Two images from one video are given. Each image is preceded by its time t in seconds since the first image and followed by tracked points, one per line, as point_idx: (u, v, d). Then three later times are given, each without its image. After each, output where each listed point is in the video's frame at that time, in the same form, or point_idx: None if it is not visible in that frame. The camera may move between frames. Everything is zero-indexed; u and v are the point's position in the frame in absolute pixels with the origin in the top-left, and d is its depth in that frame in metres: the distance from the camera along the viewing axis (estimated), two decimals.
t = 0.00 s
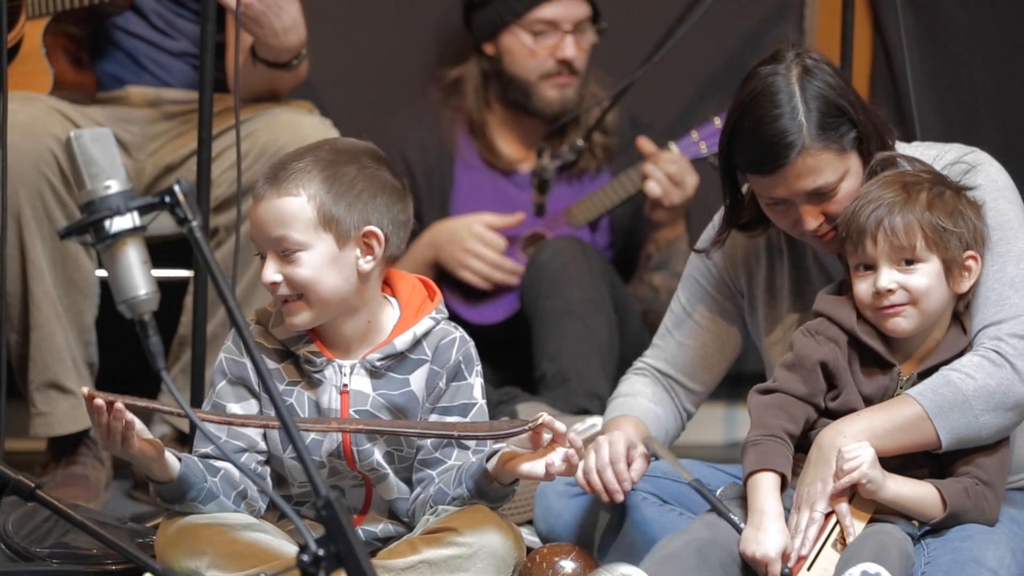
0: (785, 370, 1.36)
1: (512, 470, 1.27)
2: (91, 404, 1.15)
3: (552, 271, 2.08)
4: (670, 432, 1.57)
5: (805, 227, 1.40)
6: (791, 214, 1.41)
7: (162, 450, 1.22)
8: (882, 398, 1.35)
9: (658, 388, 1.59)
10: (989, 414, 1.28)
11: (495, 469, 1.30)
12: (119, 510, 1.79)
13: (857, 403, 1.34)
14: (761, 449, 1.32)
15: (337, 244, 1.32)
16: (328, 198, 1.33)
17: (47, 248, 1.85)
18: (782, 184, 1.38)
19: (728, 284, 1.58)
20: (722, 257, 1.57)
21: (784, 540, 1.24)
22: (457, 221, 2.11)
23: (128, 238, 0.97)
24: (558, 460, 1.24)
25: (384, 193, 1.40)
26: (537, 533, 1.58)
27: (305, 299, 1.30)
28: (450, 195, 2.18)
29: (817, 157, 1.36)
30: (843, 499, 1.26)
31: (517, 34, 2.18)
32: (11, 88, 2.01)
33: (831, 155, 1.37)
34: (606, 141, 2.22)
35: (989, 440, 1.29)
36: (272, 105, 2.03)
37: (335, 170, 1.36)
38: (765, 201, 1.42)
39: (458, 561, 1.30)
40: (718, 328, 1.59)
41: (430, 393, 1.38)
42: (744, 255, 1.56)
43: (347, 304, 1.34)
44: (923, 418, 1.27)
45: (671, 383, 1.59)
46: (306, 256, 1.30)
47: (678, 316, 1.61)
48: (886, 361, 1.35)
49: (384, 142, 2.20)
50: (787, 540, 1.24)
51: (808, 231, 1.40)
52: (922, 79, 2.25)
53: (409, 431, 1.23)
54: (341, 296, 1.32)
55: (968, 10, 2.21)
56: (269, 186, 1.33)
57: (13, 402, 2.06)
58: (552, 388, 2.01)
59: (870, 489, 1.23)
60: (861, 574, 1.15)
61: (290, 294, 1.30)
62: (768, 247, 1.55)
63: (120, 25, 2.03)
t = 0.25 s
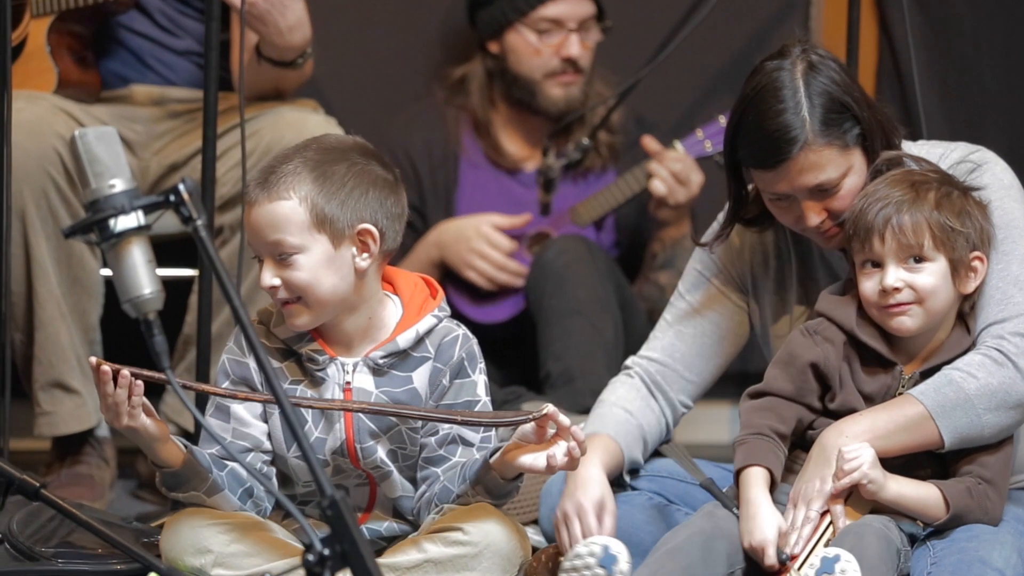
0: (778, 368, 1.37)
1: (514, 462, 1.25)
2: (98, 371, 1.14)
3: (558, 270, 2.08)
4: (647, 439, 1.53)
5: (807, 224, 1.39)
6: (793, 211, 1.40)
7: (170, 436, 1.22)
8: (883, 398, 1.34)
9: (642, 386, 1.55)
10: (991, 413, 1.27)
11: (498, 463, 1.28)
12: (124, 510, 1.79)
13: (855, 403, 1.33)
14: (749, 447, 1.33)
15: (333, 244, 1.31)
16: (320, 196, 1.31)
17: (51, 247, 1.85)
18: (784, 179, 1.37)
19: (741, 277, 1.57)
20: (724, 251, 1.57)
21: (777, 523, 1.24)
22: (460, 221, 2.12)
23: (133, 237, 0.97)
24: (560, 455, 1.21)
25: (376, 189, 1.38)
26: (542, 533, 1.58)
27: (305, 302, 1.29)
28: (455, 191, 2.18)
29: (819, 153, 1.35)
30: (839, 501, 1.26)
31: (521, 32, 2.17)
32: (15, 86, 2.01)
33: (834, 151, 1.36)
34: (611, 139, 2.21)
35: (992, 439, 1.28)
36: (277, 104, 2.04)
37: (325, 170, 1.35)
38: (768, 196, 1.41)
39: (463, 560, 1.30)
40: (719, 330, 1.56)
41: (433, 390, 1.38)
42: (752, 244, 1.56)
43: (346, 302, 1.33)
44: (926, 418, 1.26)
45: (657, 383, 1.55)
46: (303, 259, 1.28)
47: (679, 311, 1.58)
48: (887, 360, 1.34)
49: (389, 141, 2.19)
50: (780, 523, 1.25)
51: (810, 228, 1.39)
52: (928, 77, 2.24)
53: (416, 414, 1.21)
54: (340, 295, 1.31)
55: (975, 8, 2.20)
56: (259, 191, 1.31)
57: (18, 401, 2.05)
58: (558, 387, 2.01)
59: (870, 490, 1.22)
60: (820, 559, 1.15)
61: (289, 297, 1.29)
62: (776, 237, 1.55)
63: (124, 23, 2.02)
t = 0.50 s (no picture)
0: (781, 369, 1.37)
1: (521, 467, 1.25)
2: (102, 388, 1.14)
3: (560, 269, 2.09)
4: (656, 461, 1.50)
5: (810, 225, 1.39)
6: (796, 213, 1.40)
7: (177, 443, 1.22)
8: (892, 398, 1.34)
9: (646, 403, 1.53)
10: (999, 412, 1.27)
11: (504, 465, 1.27)
12: (129, 509, 1.79)
13: (862, 405, 1.33)
14: (760, 444, 1.33)
15: (328, 254, 1.30)
16: (314, 203, 1.30)
17: (56, 247, 1.85)
18: (785, 181, 1.37)
19: (739, 282, 1.55)
20: (726, 258, 1.55)
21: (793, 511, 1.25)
22: (464, 220, 2.12)
23: (137, 236, 0.97)
24: (564, 462, 1.21)
25: (371, 194, 1.37)
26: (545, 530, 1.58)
27: (301, 312, 1.30)
28: (460, 189, 2.18)
29: (822, 153, 1.35)
30: (843, 497, 1.25)
31: (526, 31, 2.18)
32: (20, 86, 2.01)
33: (836, 151, 1.36)
34: (615, 138, 2.21)
35: (1000, 438, 1.28)
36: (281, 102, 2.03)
37: (319, 177, 1.34)
38: (769, 199, 1.41)
39: (469, 559, 1.30)
40: (721, 339, 1.54)
41: (434, 390, 1.38)
42: (757, 244, 1.55)
43: (343, 308, 1.33)
44: (933, 418, 1.26)
45: (660, 397, 1.53)
46: (298, 269, 1.28)
47: (680, 318, 1.55)
48: (895, 360, 1.34)
49: (393, 139, 2.19)
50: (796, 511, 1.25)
51: (813, 229, 1.39)
52: (933, 74, 2.23)
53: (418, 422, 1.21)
54: (335, 305, 1.31)
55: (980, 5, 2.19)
56: (253, 200, 1.30)
57: (23, 400, 2.06)
58: (562, 386, 2.01)
59: (877, 482, 1.22)
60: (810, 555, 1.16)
61: (285, 306, 1.29)
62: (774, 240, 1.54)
63: (128, 23, 2.03)
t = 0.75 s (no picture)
0: (784, 369, 1.37)
1: (527, 465, 1.25)
2: (109, 381, 1.14)
3: (565, 268, 2.07)
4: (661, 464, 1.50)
5: (812, 224, 1.38)
6: (796, 212, 1.39)
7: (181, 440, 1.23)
8: (896, 400, 1.33)
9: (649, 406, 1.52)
10: (1006, 413, 1.26)
11: (509, 464, 1.27)
12: (133, 508, 1.78)
13: (867, 407, 1.33)
14: (765, 449, 1.33)
15: (331, 251, 1.30)
16: (318, 201, 1.30)
17: (60, 246, 1.85)
18: (786, 180, 1.36)
19: (740, 282, 1.55)
20: (725, 258, 1.55)
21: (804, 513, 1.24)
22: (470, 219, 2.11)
23: (141, 235, 0.97)
24: (571, 462, 1.20)
25: (376, 193, 1.37)
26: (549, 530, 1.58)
27: (304, 309, 1.29)
28: (464, 188, 2.17)
29: (822, 152, 1.35)
30: (849, 502, 1.24)
31: (531, 30, 2.16)
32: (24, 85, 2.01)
33: (837, 149, 1.36)
34: (620, 137, 2.21)
35: (1006, 439, 1.28)
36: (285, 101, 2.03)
37: (325, 175, 1.33)
38: (770, 198, 1.40)
39: (472, 558, 1.30)
40: (723, 340, 1.54)
41: (438, 389, 1.37)
42: (759, 245, 1.54)
43: (345, 307, 1.32)
44: (940, 421, 1.25)
45: (664, 400, 1.52)
46: (302, 266, 1.28)
47: (680, 320, 1.55)
48: (899, 360, 1.33)
49: (398, 138, 2.19)
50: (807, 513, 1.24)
51: (815, 228, 1.38)
52: (938, 73, 2.23)
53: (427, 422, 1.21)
54: (337, 303, 1.31)
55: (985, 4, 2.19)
56: (260, 195, 1.30)
57: (27, 400, 2.06)
58: (567, 386, 2.00)
59: (882, 482, 1.21)
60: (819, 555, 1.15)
61: (287, 303, 1.29)
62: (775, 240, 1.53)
63: (132, 22, 2.03)
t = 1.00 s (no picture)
0: (798, 371, 1.37)
1: (529, 464, 1.25)
2: (113, 383, 1.14)
3: (570, 267, 2.07)
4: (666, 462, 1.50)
5: (816, 224, 1.38)
6: (801, 213, 1.39)
7: (183, 441, 1.23)
8: (905, 399, 1.33)
9: (655, 406, 1.52)
10: (1018, 415, 1.27)
11: (513, 463, 1.27)
12: (138, 508, 1.79)
13: (873, 407, 1.33)
14: (784, 456, 1.31)
15: (332, 256, 1.30)
16: (324, 203, 1.31)
17: (65, 245, 1.85)
18: (791, 180, 1.36)
19: (746, 282, 1.55)
20: (730, 259, 1.55)
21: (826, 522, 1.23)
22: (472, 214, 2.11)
23: (146, 235, 0.97)
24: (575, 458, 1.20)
25: (383, 199, 1.37)
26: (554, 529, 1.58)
27: (300, 311, 1.30)
28: (468, 188, 2.18)
29: (827, 152, 1.35)
30: (867, 510, 1.25)
31: (534, 30, 2.16)
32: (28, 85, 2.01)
33: (841, 149, 1.36)
34: (624, 136, 2.21)
35: (1015, 441, 1.28)
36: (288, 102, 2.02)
37: (333, 178, 1.34)
38: (774, 198, 1.40)
39: (478, 557, 1.30)
40: (727, 341, 1.54)
41: (442, 388, 1.37)
42: (764, 246, 1.54)
43: (344, 312, 1.33)
44: (953, 426, 1.25)
45: (669, 399, 1.53)
46: (301, 268, 1.28)
47: (685, 322, 1.55)
48: (908, 359, 1.33)
49: (402, 138, 2.19)
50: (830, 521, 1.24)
51: (820, 228, 1.38)
52: (942, 73, 2.23)
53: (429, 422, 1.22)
54: (334, 308, 1.31)
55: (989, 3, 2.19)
56: (266, 193, 1.31)
57: (31, 400, 2.06)
58: (571, 384, 2.00)
59: (897, 489, 1.21)
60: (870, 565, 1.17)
61: (285, 304, 1.29)
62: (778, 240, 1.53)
63: (136, 22, 2.02)
